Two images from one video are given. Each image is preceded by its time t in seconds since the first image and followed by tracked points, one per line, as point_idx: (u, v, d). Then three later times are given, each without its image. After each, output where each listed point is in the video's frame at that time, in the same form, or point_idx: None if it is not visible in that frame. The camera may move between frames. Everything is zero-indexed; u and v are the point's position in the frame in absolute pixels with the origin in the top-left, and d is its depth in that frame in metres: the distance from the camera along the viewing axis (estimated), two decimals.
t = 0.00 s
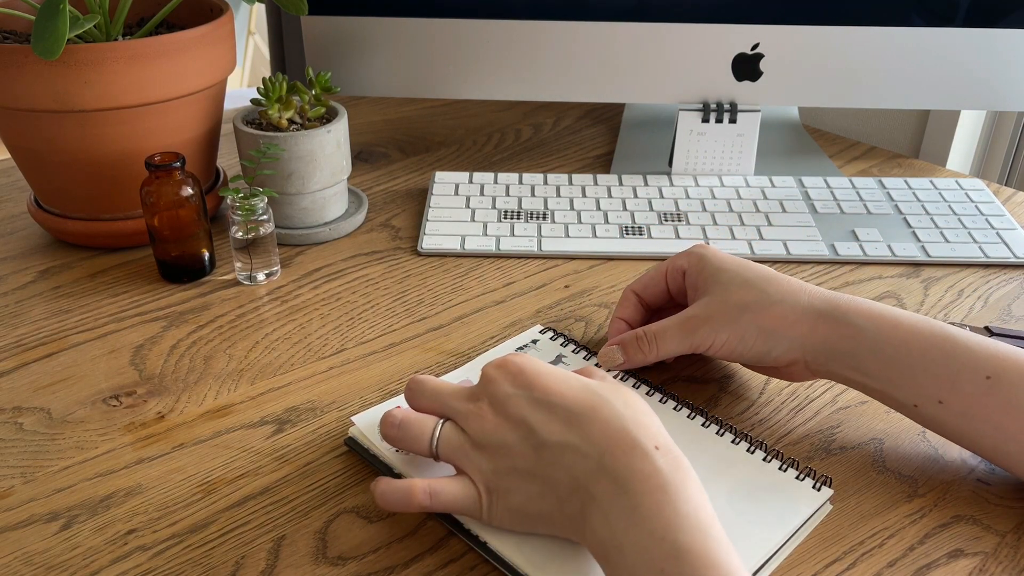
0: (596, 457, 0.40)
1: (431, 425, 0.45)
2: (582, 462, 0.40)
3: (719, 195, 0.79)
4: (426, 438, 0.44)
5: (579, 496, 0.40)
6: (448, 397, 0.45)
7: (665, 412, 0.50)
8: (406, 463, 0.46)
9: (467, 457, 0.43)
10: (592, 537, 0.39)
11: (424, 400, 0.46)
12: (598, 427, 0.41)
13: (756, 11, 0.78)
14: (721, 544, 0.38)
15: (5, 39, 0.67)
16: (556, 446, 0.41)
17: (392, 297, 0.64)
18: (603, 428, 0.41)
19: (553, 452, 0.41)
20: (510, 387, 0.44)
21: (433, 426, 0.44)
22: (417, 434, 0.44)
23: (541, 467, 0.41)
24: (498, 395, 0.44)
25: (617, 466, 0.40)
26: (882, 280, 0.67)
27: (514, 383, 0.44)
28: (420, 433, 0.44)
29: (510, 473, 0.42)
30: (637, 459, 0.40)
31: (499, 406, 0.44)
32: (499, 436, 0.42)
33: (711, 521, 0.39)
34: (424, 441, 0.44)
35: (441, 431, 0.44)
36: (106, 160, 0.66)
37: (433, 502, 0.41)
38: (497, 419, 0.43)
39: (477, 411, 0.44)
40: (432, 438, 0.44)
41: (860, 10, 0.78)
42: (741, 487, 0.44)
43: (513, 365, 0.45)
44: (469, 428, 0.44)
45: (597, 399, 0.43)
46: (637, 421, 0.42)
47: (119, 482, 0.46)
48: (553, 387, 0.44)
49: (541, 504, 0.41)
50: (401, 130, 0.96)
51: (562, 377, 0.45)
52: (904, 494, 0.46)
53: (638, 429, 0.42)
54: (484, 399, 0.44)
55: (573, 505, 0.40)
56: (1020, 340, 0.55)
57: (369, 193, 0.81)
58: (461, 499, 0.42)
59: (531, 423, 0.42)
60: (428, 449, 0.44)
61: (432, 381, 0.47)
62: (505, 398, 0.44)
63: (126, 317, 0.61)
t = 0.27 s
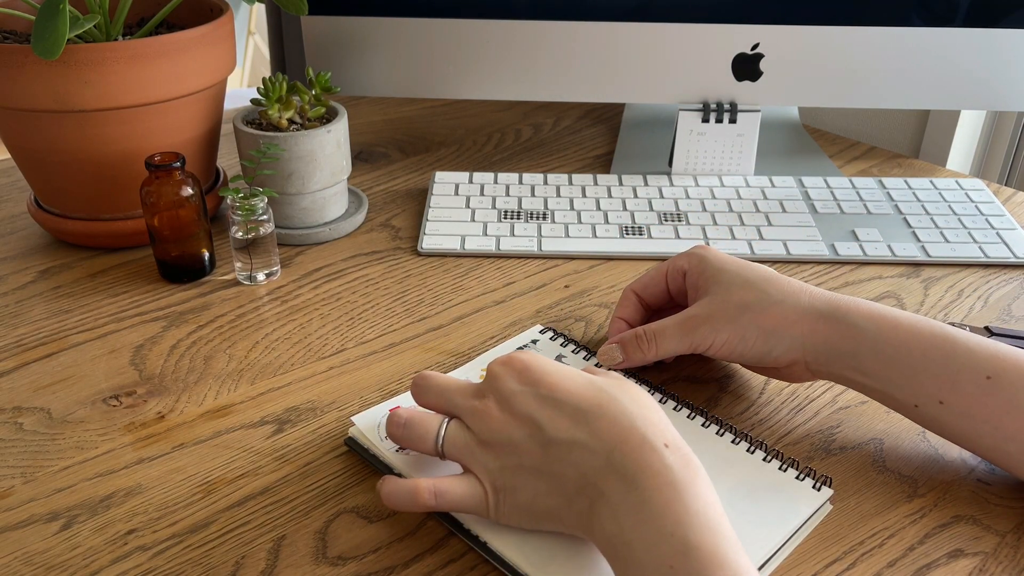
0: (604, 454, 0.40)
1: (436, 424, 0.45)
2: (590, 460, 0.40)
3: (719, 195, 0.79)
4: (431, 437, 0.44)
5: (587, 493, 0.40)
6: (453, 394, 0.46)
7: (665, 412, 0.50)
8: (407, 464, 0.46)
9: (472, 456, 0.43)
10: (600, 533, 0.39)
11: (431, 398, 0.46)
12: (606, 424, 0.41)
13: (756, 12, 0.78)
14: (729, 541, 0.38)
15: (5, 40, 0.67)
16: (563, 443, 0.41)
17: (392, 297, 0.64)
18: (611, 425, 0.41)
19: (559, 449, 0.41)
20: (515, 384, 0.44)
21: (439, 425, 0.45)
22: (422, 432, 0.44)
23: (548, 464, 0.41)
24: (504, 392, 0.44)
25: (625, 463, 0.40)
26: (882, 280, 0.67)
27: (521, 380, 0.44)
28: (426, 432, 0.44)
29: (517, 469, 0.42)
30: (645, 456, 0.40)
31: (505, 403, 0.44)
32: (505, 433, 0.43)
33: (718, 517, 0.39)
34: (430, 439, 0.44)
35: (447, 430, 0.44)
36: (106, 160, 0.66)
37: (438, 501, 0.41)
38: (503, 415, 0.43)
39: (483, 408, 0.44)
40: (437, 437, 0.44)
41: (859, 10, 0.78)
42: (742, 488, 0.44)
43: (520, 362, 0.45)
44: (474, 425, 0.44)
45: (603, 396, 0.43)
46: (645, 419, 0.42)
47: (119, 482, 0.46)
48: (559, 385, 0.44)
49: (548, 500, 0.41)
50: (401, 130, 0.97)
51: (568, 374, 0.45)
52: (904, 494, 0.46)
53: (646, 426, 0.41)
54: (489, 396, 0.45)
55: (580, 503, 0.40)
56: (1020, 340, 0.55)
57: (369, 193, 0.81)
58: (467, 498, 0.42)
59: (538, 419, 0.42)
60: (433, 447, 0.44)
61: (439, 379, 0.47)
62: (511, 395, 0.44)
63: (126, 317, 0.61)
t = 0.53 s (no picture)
0: (605, 458, 0.40)
1: (437, 424, 0.45)
2: (591, 464, 0.40)
3: (719, 195, 0.79)
4: (432, 437, 0.44)
5: (587, 497, 0.40)
6: (454, 394, 0.46)
7: (666, 411, 0.50)
8: (407, 463, 0.46)
9: (472, 458, 0.43)
10: (600, 536, 0.39)
11: (432, 397, 0.46)
12: (607, 428, 0.41)
13: (755, 12, 0.78)
14: (729, 545, 0.38)
15: (5, 40, 0.67)
16: (564, 446, 0.41)
17: (392, 297, 0.64)
18: (613, 428, 0.41)
19: (559, 452, 0.41)
20: (517, 386, 0.44)
21: (440, 424, 0.45)
22: (423, 432, 0.45)
23: (548, 466, 0.41)
24: (506, 393, 0.44)
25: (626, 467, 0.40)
26: (882, 280, 0.67)
27: (523, 382, 0.44)
28: (427, 432, 0.45)
29: (518, 471, 0.42)
30: (647, 460, 0.40)
31: (506, 404, 0.44)
32: (506, 435, 0.42)
33: (719, 521, 0.39)
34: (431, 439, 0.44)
35: (447, 430, 0.44)
36: (106, 160, 0.66)
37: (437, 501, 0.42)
38: (504, 416, 0.43)
39: (483, 408, 0.44)
40: (438, 436, 0.44)
41: (859, 10, 0.78)
42: (742, 488, 0.44)
43: (523, 363, 0.45)
44: (475, 427, 0.44)
45: (604, 399, 0.43)
46: (646, 423, 0.42)
47: (119, 482, 0.46)
48: (561, 387, 0.44)
49: (549, 503, 0.41)
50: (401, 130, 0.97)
51: (570, 376, 0.45)
52: (904, 494, 0.46)
53: (647, 430, 0.41)
54: (490, 396, 0.45)
55: (580, 506, 0.40)
56: (1020, 340, 0.55)
57: (369, 193, 0.81)
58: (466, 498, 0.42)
59: (539, 422, 0.42)
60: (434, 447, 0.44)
61: (440, 377, 0.47)
62: (512, 396, 0.44)
63: (126, 317, 0.61)
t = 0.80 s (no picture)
0: (602, 462, 0.40)
1: (433, 426, 0.45)
2: (587, 468, 0.40)
3: (719, 195, 0.79)
4: (428, 439, 0.44)
5: (584, 501, 0.40)
6: (451, 397, 0.46)
7: (666, 411, 0.50)
8: (406, 463, 0.46)
9: (472, 459, 0.43)
10: (596, 540, 0.39)
11: (429, 398, 0.46)
12: (603, 432, 0.41)
13: (755, 12, 0.78)
14: (725, 549, 0.38)
15: (5, 40, 0.67)
16: (561, 450, 0.41)
17: (392, 297, 0.64)
18: (609, 433, 0.41)
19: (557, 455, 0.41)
20: (516, 389, 0.44)
21: (437, 426, 0.45)
22: (420, 434, 0.45)
23: (545, 471, 0.41)
24: (505, 396, 0.44)
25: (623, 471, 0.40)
26: (882, 280, 0.67)
27: (520, 385, 0.44)
28: (423, 433, 0.44)
29: (514, 474, 0.42)
30: (643, 465, 0.40)
31: (504, 407, 0.44)
32: (503, 438, 0.42)
33: (716, 525, 0.39)
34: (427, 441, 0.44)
35: (444, 432, 0.44)
36: (106, 161, 0.66)
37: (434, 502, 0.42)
38: (502, 418, 0.43)
39: (481, 409, 0.44)
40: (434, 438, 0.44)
41: (859, 10, 0.78)
42: (741, 489, 0.44)
43: (520, 366, 0.45)
44: (473, 430, 0.44)
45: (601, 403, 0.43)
46: (643, 427, 0.42)
47: (119, 482, 0.46)
48: (558, 391, 0.44)
49: (545, 506, 0.41)
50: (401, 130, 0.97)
51: (568, 380, 0.45)
52: (904, 494, 0.46)
53: (643, 434, 0.41)
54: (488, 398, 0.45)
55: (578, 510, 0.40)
56: (1020, 340, 0.55)
57: (369, 193, 0.81)
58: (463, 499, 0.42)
59: (536, 425, 0.42)
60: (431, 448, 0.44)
61: (437, 380, 0.47)
62: (511, 399, 0.44)
63: (126, 317, 0.61)
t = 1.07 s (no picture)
0: (609, 461, 0.40)
1: (441, 418, 0.45)
2: (594, 468, 0.40)
3: (719, 195, 0.79)
4: (435, 431, 0.44)
5: (590, 500, 0.40)
6: (459, 390, 0.46)
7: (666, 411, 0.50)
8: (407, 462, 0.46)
9: (475, 456, 0.43)
10: (602, 539, 0.39)
11: (436, 391, 0.46)
12: (611, 431, 0.41)
13: (755, 12, 0.78)
14: (732, 549, 0.38)
15: (5, 40, 0.67)
16: (567, 448, 0.41)
17: (392, 297, 0.64)
18: (617, 432, 0.41)
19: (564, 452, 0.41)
20: (525, 385, 0.44)
21: (443, 418, 0.45)
22: (426, 426, 0.45)
23: (551, 468, 0.41)
24: (513, 391, 0.44)
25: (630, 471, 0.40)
26: (882, 280, 0.67)
27: (530, 381, 0.44)
28: (429, 425, 0.45)
29: (519, 471, 0.42)
30: (650, 465, 0.40)
31: (513, 403, 0.44)
32: (510, 434, 0.42)
33: (722, 526, 0.39)
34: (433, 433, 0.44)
35: (450, 425, 0.44)
36: (107, 160, 0.66)
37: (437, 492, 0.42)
38: (511, 414, 0.43)
39: (489, 404, 0.44)
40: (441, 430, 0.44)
41: (859, 10, 0.78)
42: (741, 488, 0.44)
43: (529, 362, 0.45)
44: (480, 424, 0.44)
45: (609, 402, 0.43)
46: (650, 427, 0.42)
47: (119, 482, 0.46)
48: (567, 388, 0.44)
49: (550, 504, 0.41)
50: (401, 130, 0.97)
51: (577, 378, 0.45)
52: (904, 494, 0.46)
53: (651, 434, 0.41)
54: (496, 393, 0.45)
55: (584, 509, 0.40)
56: (1020, 340, 0.55)
57: (369, 193, 0.81)
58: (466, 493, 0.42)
59: (544, 422, 0.42)
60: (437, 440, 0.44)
61: (446, 373, 0.47)
62: (519, 395, 0.44)
63: (126, 317, 0.61)
